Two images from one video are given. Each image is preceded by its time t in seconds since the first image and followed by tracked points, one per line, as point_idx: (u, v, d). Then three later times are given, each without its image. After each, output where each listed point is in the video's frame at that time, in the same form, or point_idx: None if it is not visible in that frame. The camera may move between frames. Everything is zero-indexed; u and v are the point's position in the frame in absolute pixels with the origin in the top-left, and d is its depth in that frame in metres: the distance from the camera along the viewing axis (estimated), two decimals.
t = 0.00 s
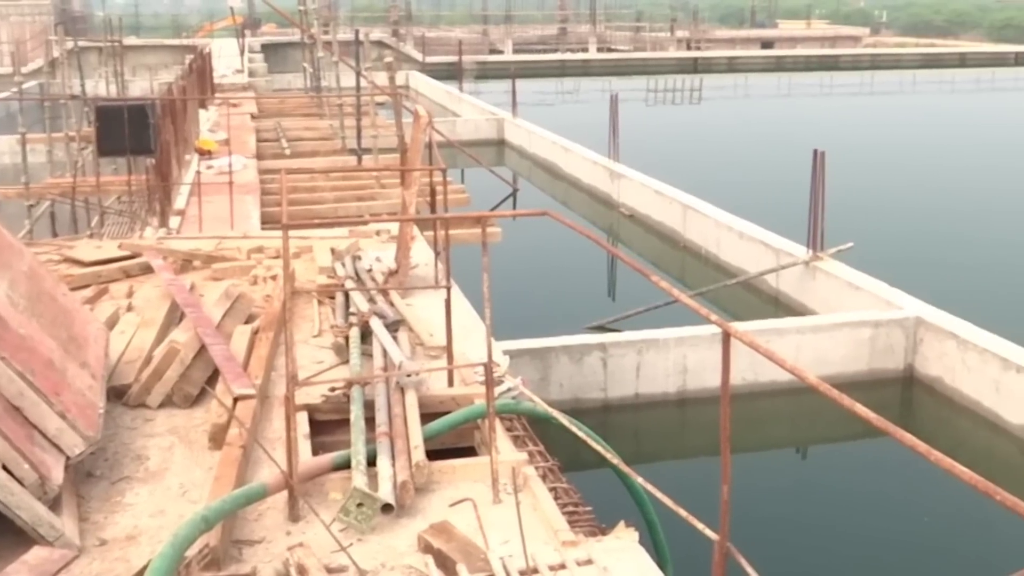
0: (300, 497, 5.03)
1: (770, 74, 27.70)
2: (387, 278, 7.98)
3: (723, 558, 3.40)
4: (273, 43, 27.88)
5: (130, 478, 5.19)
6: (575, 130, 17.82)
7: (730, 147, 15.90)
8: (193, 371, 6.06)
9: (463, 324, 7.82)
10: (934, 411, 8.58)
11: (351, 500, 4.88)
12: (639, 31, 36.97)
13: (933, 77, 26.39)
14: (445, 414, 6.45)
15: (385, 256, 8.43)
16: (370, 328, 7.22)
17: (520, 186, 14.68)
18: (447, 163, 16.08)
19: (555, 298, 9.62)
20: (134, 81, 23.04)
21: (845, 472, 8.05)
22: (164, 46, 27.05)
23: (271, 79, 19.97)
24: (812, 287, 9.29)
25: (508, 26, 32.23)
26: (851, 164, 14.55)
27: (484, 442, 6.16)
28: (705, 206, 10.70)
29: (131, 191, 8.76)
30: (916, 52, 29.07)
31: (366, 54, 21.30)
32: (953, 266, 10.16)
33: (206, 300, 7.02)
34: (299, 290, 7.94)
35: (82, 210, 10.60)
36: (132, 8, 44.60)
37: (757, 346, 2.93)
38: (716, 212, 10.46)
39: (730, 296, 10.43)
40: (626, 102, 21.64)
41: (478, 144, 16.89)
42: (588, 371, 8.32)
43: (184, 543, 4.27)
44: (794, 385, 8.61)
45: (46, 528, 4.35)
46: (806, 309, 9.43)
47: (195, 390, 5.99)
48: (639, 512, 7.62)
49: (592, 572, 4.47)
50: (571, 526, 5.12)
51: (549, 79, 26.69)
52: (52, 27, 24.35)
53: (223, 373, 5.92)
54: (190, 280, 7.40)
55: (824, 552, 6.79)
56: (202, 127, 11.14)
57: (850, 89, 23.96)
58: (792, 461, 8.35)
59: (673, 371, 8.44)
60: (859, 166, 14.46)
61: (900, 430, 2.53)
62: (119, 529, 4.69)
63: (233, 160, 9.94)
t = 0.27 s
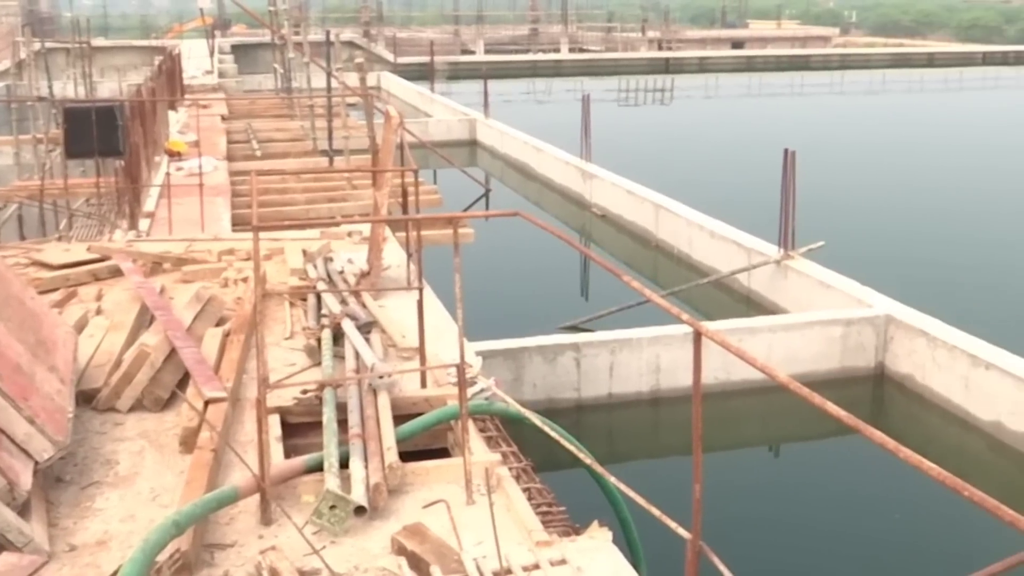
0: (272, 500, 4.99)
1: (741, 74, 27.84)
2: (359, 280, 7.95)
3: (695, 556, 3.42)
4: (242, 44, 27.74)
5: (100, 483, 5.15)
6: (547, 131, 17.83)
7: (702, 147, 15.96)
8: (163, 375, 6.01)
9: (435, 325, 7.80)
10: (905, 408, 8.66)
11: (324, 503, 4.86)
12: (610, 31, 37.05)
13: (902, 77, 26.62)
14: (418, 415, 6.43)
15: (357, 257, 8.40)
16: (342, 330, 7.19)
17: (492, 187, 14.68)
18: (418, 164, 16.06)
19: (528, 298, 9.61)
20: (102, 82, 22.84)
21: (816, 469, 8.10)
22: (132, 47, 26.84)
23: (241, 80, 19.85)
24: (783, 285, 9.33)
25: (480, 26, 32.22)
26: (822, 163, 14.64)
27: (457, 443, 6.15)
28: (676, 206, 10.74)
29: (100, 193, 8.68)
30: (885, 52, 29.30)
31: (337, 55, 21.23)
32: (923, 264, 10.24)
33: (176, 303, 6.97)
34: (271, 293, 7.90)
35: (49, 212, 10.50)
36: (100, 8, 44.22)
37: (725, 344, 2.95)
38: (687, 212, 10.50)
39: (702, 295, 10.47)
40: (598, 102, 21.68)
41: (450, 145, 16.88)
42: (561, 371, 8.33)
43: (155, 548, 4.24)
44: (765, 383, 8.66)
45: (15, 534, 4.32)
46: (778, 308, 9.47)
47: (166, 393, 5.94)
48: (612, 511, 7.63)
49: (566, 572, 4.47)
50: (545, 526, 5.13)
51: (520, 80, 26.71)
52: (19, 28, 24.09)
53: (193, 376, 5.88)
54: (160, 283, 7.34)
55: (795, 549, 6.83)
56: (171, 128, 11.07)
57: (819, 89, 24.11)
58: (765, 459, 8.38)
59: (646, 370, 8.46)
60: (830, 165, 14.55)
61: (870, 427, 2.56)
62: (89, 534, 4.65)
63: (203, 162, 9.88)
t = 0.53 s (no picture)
0: (236, 504, 4.95)
1: (705, 74, 27.97)
2: (323, 282, 7.90)
3: (661, 555, 3.46)
4: (205, 45, 27.53)
5: (61, 490, 5.08)
6: (513, 131, 17.84)
7: (668, 147, 16.01)
8: (125, 380, 5.95)
9: (400, 327, 7.77)
10: (868, 404, 8.74)
11: (289, 506, 4.84)
12: (575, 31, 37.10)
13: (864, 77, 26.88)
14: (383, 417, 6.39)
15: (321, 259, 8.36)
16: (307, 332, 7.14)
17: (457, 188, 14.66)
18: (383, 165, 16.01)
19: (493, 299, 9.61)
20: (62, 84, 22.56)
21: (782, 465, 8.14)
22: (92, 48, 26.54)
23: (204, 82, 19.69)
24: (748, 284, 9.38)
25: (445, 27, 32.18)
26: (787, 163, 14.73)
27: (423, 444, 6.12)
28: (641, 206, 10.77)
29: (59, 196, 8.58)
30: (847, 52, 29.53)
31: (300, 56, 21.13)
32: (886, 261, 10.34)
33: (138, 307, 6.90)
34: (234, 295, 7.83)
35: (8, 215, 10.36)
36: (58, 10, 43.74)
37: (693, 345, 3.00)
38: (652, 211, 10.53)
39: (667, 294, 10.50)
40: (563, 103, 21.72)
41: (414, 146, 16.85)
42: (526, 371, 8.32)
43: (118, 554, 4.19)
44: (730, 381, 8.71)
45: None
46: (743, 306, 9.52)
47: (129, 398, 5.88)
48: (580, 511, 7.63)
49: (533, 572, 4.46)
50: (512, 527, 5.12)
51: (485, 80, 26.70)
52: None
53: (156, 381, 5.82)
54: (122, 287, 7.26)
55: (763, 546, 6.86)
56: (132, 130, 10.96)
57: (782, 89, 24.28)
58: (731, 456, 8.41)
59: (612, 370, 8.48)
60: (794, 164, 14.65)
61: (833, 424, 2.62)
62: (51, 542, 4.60)
63: (165, 164, 9.80)
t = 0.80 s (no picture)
0: (206, 509, 4.90)
1: (675, 75, 28.06)
2: (293, 284, 7.86)
3: (632, 554, 3.46)
4: (172, 46, 27.34)
5: (28, 495, 5.03)
6: (483, 132, 17.83)
7: (638, 147, 16.05)
8: (93, 384, 5.89)
9: (371, 329, 7.76)
10: (837, 402, 8.80)
11: (259, 510, 4.79)
12: (544, 32, 37.13)
13: (831, 77, 27.06)
14: (354, 420, 6.39)
15: (291, 261, 8.33)
16: (276, 335, 7.10)
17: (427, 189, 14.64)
18: (353, 166, 15.96)
19: (463, 300, 9.60)
20: (27, 85, 22.32)
21: (753, 463, 8.18)
22: (58, 49, 26.28)
23: (172, 83, 19.57)
24: (718, 283, 9.42)
25: (414, 28, 32.11)
26: (756, 162, 14.81)
27: (394, 447, 6.11)
28: (611, 206, 10.79)
29: (25, 199, 8.50)
30: (815, 52, 29.69)
31: (269, 57, 21.03)
32: (855, 260, 10.42)
33: (106, 310, 6.83)
34: (203, 298, 7.77)
35: None
36: (23, 11, 43.31)
37: (661, 344, 3.00)
38: (622, 212, 10.56)
39: (638, 294, 10.53)
40: (533, 103, 21.72)
41: (384, 147, 16.81)
42: (498, 372, 8.32)
43: (85, 560, 4.14)
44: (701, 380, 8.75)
45: None
46: (713, 305, 9.56)
47: (96, 402, 5.82)
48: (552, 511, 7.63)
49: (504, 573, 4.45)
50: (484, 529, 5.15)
51: (455, 81, 26.65)
52: None
53: (124, 385, 5.76)
54: (89, 290, 7.19)
55: (736, 543, 6.89)
56: (99, 132, 10.87)
57: (751, 89, 24.40)
58: (702, 455, 8.44)
59: (584, 370, 8.49)
60: (763, 164, 14.72)
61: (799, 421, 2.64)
62: (17, 549, 4.55)
63: (132, 166, 9.73)
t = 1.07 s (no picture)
0: (174, 513, 4.84)
1: (643, 75, 28.12)
2: (261, 286, 7.82)
3: (602, 555, 3.44)
4: (137, 47, 27.14)
5: None
6: (453, 133, 17.81)
7: (607, 147, 16.08)
8: (58, 389, 5.83)
9: (339, 331, 7.72)
10: (805, 400, 8.85)
11: (227, 514, 4.74)
12: (513, 32, 37.15)
13: (799, 77, 27.24)
14: (324, 422, 6.29)
15: (259, 264, 8.28)
16: (244, 338, 7.04)
17: (396, 190, 14.61)
18: (321, 167, 15.91)
19: (432, 301, 9.58)
20: None
21: (722, 462, 8.21)
22: (21, 51, 26.01)
23: (138, 85, 19.42)
24: (687, 283, 9.45)
25: (382, 29, 32.03)
26: (724, 162, 14.87)
27: (364, 449, 6.04)
28: (580, 206, 10.80)
29: None
30: (783, 52, 29.79)
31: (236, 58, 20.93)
32: (822, 258, 10.50)
33: (71, 314, 6.76)
34: (170, 301, 7.71)
35: None
36: None
37: (628, 343, 2.99)
38: (591, 212, 10.57)
39: (607, 294, 10.55)
40: (502, 104, 21.71)
41: (353, 148, 16.76)
42: (468, 373, 8.31)
43: (51, 566, 4.08)
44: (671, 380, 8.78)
45: None
46: (682, 305, 9.59)
47: (61, 407, 5.76)
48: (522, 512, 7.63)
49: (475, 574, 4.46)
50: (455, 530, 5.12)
51: (424, 83, 26.59)
52: None
53: (89, 390, 5.71)
54: (54, 294, 7.12)
55: (706, 542, 6.91)
56: (63, 135, 10.76)
57: (719, 89, 24.51)
58: (672, 454, 8.47)
59: (554, 370, 8.49)
60: (732, 164, 14.78)
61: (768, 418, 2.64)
62: None
63: (98, 169, 9.64)
